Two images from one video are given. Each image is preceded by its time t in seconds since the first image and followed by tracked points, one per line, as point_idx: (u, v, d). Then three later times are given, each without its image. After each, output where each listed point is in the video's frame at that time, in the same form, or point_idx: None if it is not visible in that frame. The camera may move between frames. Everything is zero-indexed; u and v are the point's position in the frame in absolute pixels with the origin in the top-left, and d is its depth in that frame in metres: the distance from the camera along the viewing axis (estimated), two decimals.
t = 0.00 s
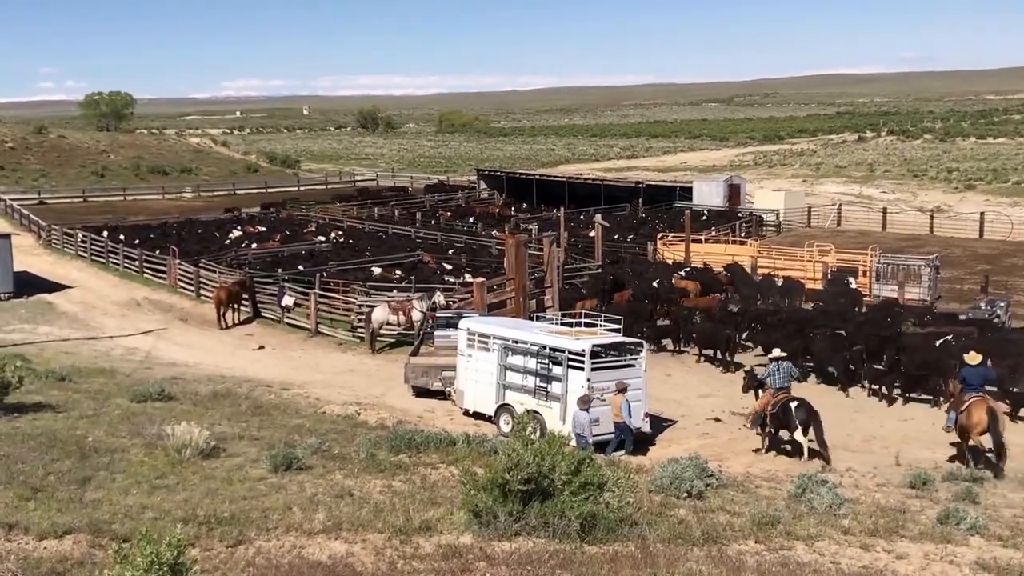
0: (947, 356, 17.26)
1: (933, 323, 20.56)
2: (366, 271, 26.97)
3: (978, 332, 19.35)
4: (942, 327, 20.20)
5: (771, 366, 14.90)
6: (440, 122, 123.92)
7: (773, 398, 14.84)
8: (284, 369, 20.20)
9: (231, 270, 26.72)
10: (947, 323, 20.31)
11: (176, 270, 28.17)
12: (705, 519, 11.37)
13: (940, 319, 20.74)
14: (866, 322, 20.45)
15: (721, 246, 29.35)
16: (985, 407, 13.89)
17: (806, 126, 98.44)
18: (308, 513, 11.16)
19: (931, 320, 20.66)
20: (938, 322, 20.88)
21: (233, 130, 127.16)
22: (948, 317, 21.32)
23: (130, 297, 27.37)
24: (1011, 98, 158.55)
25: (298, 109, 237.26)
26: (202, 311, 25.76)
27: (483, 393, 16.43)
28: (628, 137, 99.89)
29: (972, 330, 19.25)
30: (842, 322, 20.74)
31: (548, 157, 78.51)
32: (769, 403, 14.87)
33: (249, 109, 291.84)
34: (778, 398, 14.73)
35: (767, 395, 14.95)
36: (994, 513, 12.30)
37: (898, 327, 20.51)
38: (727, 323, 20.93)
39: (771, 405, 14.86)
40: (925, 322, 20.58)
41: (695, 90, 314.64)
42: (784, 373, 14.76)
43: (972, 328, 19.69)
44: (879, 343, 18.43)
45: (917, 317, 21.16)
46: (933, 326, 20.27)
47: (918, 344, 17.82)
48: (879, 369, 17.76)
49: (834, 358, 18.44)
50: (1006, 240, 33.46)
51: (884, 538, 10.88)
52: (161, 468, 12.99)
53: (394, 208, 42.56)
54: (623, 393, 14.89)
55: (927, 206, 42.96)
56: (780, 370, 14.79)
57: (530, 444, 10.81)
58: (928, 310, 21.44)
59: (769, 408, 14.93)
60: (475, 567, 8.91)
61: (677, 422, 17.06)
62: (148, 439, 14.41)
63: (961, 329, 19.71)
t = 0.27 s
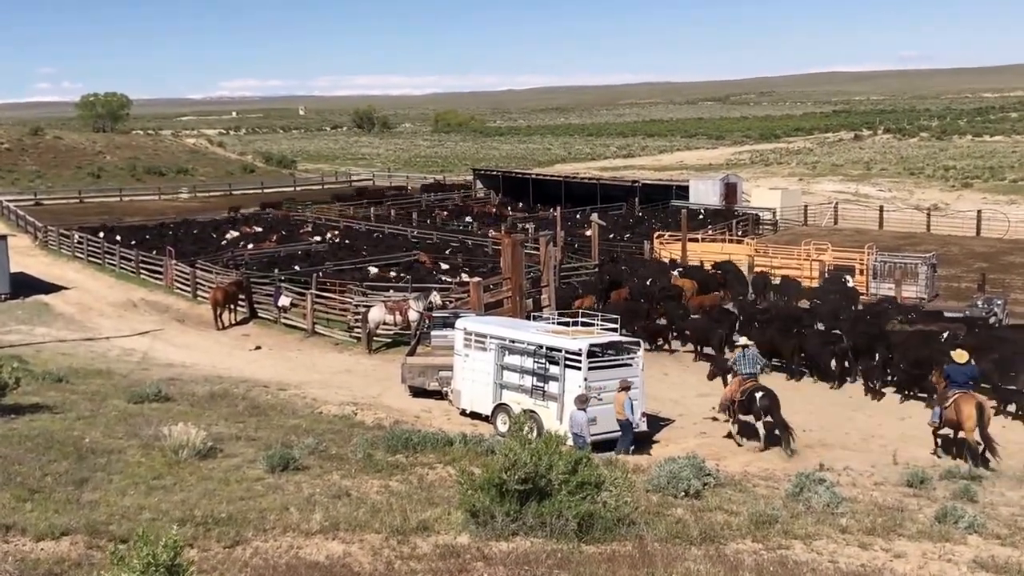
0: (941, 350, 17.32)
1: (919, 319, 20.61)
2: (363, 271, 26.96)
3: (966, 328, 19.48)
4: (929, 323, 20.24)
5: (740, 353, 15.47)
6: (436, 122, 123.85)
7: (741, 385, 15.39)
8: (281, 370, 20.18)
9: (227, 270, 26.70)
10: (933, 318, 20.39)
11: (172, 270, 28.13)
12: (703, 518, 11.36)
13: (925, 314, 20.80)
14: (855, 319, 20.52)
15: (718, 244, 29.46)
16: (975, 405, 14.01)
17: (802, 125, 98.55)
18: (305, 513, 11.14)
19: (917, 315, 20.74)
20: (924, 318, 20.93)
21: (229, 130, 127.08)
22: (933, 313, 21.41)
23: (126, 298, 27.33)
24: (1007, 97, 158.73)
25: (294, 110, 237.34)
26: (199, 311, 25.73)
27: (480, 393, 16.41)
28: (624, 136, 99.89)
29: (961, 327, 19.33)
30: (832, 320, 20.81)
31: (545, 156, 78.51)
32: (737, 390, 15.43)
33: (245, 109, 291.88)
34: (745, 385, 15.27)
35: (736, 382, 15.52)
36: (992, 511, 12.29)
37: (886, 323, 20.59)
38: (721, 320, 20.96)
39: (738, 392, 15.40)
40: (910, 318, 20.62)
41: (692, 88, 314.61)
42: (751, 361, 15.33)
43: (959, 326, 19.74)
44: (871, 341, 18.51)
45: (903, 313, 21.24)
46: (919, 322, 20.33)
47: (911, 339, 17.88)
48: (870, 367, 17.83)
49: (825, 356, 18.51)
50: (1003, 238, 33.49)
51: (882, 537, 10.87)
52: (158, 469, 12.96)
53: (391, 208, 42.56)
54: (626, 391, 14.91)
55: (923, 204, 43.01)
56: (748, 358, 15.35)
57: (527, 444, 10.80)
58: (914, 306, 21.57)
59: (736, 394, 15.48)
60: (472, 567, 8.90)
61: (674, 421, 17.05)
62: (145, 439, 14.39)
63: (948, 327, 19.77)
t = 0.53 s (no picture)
0: (925, 347, 17.62)
1: (901, 315, 20.86)
2: (356, 270, 26.92)
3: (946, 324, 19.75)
4: (912, 320, 20.43)
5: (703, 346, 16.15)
6: (429, 121, 123.70)
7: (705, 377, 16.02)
8: (274, 370, 20.14)
9: (220, 271, 26.65)
10: (915, 315, 20.61)
11: (164, 270, 28.06)
12: (696, 517, 11.36)
13: (907, 309, 21.04)
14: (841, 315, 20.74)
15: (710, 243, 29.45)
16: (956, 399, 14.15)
17: (795, 123, 98.64)
18: (298, 513, 11.11)
19: (899, 312, 20.98)
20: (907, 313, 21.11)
21: (221, 130, 126.84)
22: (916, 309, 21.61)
23: (119, 298, 27.26)
24: (999, 93, 159.04)
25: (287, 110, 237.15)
26: (191, 311, 25.68)
27: (473, 393, 16.40)
28: (617, 134, 99.91)
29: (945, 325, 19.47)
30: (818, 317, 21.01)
31: (537, 155, 78.49)
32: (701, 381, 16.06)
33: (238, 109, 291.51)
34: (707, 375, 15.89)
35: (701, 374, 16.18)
36: (985, 509, 12.30)
37: (869, 320, 20.82)
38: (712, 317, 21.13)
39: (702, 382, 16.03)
40: (893, 315, 20.83)
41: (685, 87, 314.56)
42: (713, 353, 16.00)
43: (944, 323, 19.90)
44: (857, 338, 18.76)
45: (886, 309, 21.47)
46: (902, 319, 20.54)
47: (895, 337, 18.19)
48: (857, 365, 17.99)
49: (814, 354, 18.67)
50: (995, 235, 33.56)
51: (876, 535, 10.88)
52: (151, 469, 12.92)
53: (383, 207, 42.51)
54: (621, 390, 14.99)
55: (916, 201, 43.08)
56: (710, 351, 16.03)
57: (520, 443, 10.78)
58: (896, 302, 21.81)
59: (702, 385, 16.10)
60: (466, 567, 8.88)
61: (667, 419, 17.06)
62: (137, 440, 14.35)
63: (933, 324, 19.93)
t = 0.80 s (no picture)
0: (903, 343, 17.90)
1: (880, 313, 21.13)
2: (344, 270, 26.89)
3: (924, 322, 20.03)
4: (890, 318, 20.72)
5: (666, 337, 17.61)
6: (418, 120, 123.48)
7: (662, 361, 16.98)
8: (263, 369, 20.11)
9: (208, 271, 26.58)
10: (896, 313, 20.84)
11: (152, 270, 27.97)
12: (685, 515, 11.38)
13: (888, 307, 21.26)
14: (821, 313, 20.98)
15: (699, 241, 29.48)
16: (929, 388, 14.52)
17: (783, 121, 98.84)
18: (287, 513, 11.09)
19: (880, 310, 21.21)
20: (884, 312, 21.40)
21: (209, 130, 126.40)
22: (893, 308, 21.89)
23: (106, 298, 27.16)
24: (987, 91, 159.64)
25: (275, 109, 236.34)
26: (179, 311, 25.60)
27: (463, 392, 16.38)
28: (606, 133, 99.94)
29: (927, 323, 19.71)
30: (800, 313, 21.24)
31: (526, 154, 78.47)
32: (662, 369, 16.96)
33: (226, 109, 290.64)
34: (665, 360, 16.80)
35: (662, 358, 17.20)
36: (973, 505, 12.35)
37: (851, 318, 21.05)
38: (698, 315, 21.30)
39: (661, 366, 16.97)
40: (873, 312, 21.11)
41: (673, 85, 314.88)
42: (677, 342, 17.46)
43: (922, 321, 20.18)
44: (838, 335, 19.03)
45: (865, 307, 21.75)
46: (882, 317, 20.81)
47: (875, 334, 18.51)
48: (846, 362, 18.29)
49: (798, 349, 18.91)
50: (983, 233, 33.71)
51: (864, 532, 10.91)
52: (139, 470, 12.87)
53: (372, 206, 42.44)
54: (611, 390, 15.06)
55: (904, 199, 43.24)
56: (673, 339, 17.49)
57: (510, 442, 10.78)
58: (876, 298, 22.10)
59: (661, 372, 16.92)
60: (455, 566, 8.87)
61: (657, 418, 17.08)
62: (126, 441, 14.30)
63: (911, 322, 20.21)
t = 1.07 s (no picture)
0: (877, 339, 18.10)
1: (856, 310, 21.40)
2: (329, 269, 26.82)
3: (901, 320, 20.29)
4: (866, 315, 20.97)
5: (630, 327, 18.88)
6: (403, 118, 123.27)
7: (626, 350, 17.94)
8: (248, 369, 20.05)
9: (193, 271, 26.47)
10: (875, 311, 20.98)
11: (136, 270, 27.84)
12: (670, 512, 11.40)
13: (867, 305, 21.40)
14: (799, 309, 21.24)
15: (684, 239, 29.55)
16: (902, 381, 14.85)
17: (768, 119, 99.19)
18: (272, 514, 11.06)
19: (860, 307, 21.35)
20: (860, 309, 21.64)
21: (193, 128, 125.84)
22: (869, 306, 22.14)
23: (89, 299, 27.02)
24: (969, 89, 160.53)
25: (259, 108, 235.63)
26: (163, 312, 25.48)
27: (449, 391, 16.36)
28: (592, 132, 100.01)
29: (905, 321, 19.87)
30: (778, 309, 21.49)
31: (512, 153, 78.46)
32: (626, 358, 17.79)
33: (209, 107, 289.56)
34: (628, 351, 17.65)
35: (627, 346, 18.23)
36: (956, 501, 12.41)
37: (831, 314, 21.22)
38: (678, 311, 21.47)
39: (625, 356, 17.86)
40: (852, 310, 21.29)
41: (658, 83, 315.39)
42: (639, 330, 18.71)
43: (898, 317, 20.40)
44: (815, 331, 19.31)
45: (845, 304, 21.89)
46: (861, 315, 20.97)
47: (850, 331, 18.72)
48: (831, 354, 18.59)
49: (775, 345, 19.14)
50: (965, 230, 33.90)
51: (848, 528, 10.95)
52: (123, 471, 12.81)
53: (357, 205, 42.35)
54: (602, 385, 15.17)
55: (887, 197, 43.44)
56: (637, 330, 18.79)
57: (496, 441, 10.78)
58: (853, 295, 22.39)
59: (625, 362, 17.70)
60: (441, 565, 8.85)
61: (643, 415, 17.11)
62: (109, 442, 14.22)
63: (888, 319, 20.43)
